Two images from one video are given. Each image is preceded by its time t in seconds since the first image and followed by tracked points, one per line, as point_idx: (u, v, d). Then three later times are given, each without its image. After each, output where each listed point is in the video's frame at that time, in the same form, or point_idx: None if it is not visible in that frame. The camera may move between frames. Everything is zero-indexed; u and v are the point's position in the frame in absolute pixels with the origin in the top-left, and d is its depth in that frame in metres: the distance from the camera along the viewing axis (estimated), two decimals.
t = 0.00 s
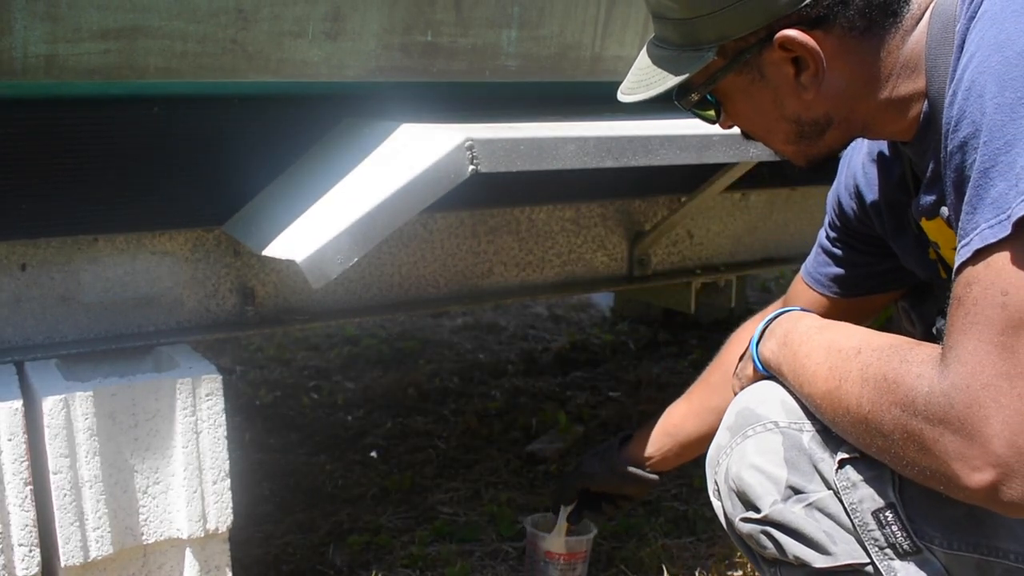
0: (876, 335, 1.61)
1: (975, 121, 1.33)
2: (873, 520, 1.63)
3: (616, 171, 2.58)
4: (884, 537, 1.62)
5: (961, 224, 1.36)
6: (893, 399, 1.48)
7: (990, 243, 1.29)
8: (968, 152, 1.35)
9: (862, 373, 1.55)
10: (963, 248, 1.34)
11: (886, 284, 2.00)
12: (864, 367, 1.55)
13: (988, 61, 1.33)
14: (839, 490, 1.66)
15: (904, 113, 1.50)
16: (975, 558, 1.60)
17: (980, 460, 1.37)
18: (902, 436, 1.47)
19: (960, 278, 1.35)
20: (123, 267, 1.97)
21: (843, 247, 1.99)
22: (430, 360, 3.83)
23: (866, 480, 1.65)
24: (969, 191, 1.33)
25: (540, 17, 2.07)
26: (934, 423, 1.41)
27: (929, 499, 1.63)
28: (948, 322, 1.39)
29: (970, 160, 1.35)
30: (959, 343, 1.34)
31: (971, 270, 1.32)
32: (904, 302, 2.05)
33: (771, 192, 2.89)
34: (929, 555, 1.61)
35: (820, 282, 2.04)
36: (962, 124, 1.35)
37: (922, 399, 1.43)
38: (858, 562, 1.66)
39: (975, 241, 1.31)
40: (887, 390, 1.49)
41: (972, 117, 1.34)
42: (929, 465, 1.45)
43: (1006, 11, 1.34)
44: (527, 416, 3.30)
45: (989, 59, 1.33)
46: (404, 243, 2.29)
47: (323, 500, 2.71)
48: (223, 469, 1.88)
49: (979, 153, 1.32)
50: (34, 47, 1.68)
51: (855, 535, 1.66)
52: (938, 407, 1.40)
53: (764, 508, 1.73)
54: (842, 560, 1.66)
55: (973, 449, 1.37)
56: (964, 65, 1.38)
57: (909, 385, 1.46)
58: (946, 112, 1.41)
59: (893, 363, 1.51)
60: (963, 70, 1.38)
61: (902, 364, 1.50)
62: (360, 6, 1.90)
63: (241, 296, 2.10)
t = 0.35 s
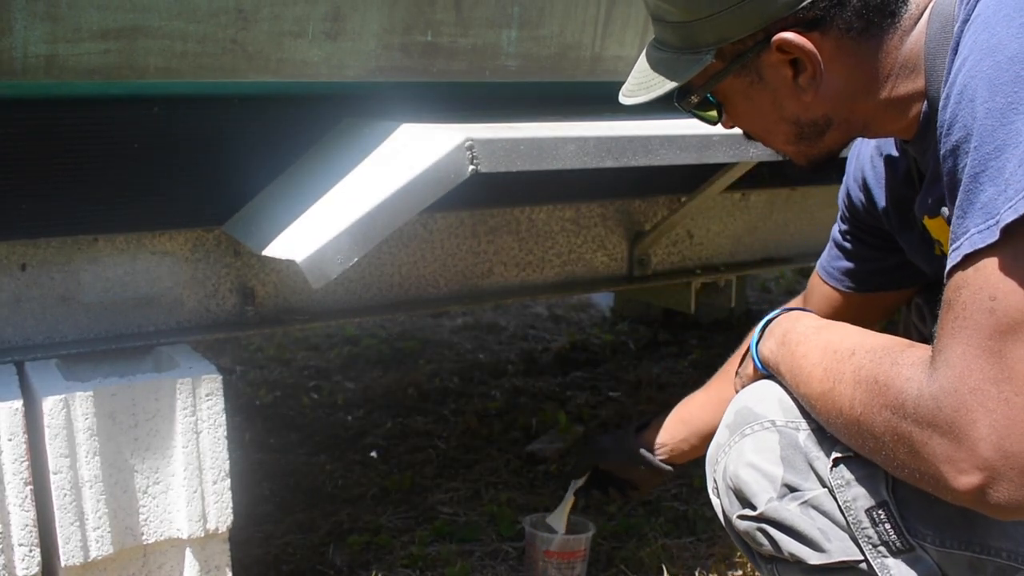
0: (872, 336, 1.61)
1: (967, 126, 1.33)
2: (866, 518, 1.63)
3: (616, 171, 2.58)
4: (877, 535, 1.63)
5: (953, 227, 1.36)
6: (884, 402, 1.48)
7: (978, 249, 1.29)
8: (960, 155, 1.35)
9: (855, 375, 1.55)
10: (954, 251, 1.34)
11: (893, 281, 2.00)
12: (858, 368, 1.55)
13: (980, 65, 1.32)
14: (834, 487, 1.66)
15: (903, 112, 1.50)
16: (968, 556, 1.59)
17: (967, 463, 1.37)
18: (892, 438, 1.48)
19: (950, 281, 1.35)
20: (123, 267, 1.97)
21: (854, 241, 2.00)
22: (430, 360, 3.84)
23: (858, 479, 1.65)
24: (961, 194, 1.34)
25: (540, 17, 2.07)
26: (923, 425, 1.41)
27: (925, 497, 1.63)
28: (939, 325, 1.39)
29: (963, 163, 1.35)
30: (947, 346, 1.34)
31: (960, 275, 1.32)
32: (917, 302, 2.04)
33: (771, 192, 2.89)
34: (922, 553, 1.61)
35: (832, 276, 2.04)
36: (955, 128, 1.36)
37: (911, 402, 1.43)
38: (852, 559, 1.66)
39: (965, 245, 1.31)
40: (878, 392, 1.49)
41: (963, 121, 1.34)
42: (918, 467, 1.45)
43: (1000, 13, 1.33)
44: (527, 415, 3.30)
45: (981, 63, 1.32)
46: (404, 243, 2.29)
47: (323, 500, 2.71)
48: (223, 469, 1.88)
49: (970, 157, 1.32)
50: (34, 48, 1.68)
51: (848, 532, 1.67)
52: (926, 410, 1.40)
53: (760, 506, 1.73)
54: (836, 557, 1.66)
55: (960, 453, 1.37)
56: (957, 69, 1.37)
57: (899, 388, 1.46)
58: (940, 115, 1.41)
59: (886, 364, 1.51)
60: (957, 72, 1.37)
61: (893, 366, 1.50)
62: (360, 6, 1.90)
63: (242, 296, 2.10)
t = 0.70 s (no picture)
0: (873, 339, 1.61)
1: (967, 133, 1.33)
2: (866, 516, 1.64)
3: (616, 171, 2.58)
4: (877, 534, 1.63)
5: (952, 235, 1.36)
6: (881, 407, 1.48)
7: (976, 257, 1.29)
8: (959, 162, 1.36)
9: (853, 379, 1.55)
10: (952, 259, 1.34)
11: (905, 283, 1.98)
12: (856, 373, 1.55)
13: (980, 71, 1.32)
14: (834, 485, 1.67)
15: (908, 117, 1.50)
16: (965, 556, 1.58)
17: (963, 470, 1.37)
18: (890, 443, 1.47)
19: (949, 286, 1.35)
20: (123, 266, 1.96)
21: (866, 241, 2.00)
22: (430, 360, 3.83)
23: (857, 479, 1.66)
24: (960, 203, 1.34)
25: (539, 16, 2.07)
26: (919, 431, 1.41)
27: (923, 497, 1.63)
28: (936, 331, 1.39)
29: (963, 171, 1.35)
30: (945, 353, 1.34)
31: (959, 282, 1.32)
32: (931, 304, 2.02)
33: (772, 192, 2.89)
34: (921, 551, 1.62)
35: (847, 278, 2.04)
36: (955, 135, 1.36)
37: (907, 407, 1.43)
38: (853, 557, 1.66)
39: (962, 254, 1.31)
40: (875, 397, 1.49)
41: (963, 128, 1.34)
42: (915, 472, 1.45)
43: (1000, 19, 1.33)
44: (527, 415, 3.29)
45: (981, 70, 1.32)
46: (404, 243, 2.29)
47: (323, 500, 2.71)
48: (223, 469, 1.88)
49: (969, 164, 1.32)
50: (34, 47, 1.67)
51: (849, 529, 1.67)
52: (922, 417, 1.40)
53: (762, 502, 1.75)
54: (837, 554, 1.67)
55: (956, 459, 1.37)
56: (958, 75, 1.37)
57: (895, 393, 1.45)
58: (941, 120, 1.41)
59: (883, 369, 1.51)
60: (957, 78, 1.37)
61: (890, 371, 1.50)
62: (360, 6, 1.90)
63: (242, 296, 2.09)
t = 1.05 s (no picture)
0: (874, 339, 1.60)
1: (968, 134, 1.32)
2: (867, 516, 1.64)
3: (615, 170, 2.58)
4: (877, 534, 1.63)
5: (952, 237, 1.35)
6: (880, 409, 1.48)
7: (977, 259, 1.28)
8: (960, 163, 1.35)
9: (854, 381, 1.55)
10: (952, 261, 1.33)
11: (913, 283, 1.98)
12: (857, 373, 1.55)
13: (982, 72, 1.31)
14: (835, 485, 1.67)
15: (911, 116, 1.50)
16: (966, 556, 1.57)
17: (961, 473, 1.37)
18: (889, 445, 1.47)
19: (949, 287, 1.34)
20: (122, 266, 1.96)
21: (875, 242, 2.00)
22: (430, 360, 3.83)
23: (856, 479, 1.66)
24: (960, 205, 1.33)
25: (540, 16, 2.06)
26: (918, 434, 1.41)
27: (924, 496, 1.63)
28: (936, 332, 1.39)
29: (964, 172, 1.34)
30: (944, 355, 1.34)
31: (960, 283, 1.31)
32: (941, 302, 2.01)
33: (772, 192, 2.88)
34: (922, 552, 1.61)
35: (860, 280, 2.04)
36: (956, 136, 1.35)
37: (907, 410, 1.42)
38: (853, 556, 1.67)
39: (962, 256, 1.30)
40: (875, 399, 1.49)
41: (964, 129, 1.33)
42: (914, 475, 1.45)
43: (1004, 20, 1.33)
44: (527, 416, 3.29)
45: (983, 71, 1.31)
46: (403, 243, 2.28)
47: (323, 501, 2.71)
48: (223, 469, 1.88)
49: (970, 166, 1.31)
50: (33, 47, 1.67)
51: (849, 529, 1.68)
52: (922, 419, 1.40)
53: (762, 503, 1.75)
54: (837, 554, 1.68)
55: (955, 462, 1.37)
56: (959, 75, 1.36)
57: (894, 396, 1.45)
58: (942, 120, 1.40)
59: (882, 370, 1.50)
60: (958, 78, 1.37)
61: (890, 373, 1.49)
62: (359, 5, 1.89)
63: (241, 296, 2.09)
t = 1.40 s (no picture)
0: (870, 342, 1.62)
1: (971, 144, 1.33)
2: (865, 514, 1.67)
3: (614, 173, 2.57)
4: (875, 531, 1.67)
5: (953, 245, 1.36)
6: (876, 417, 1.49)
7: (977, 272, 1.29)
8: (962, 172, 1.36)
9: (850, 386, 1.56)
10: (952, 269, 1.34)
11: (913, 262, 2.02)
12: (852, 379, 1.56)
13: (987, 82, 1.31)
14: (833, 484, 1.70)
15: (915, 116, 1.53)
16: (963, 553, 1.60)
17: (953, 482, 1.39)
18: (885, 451, 1.49)
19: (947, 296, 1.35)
20: (123, 267, 1.97)
21: (873, 200, 2.01)
22: (431, 360, 3.84)
23: (852, 478, 1.68)
24: (961, 215, 1.34)
25: (540, 17, 2.07)
26: (912, 442, 1.43)
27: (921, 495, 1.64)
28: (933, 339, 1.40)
29: (965, 181, 1.35)
30: (940, 365, 1.36)
31: (958, 293, 1.32)
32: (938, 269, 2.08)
33: (771, 192, 2.89)
34: (919, 548, 1.65)
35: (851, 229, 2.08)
36: (959, 144, 1.36)
37: (901, 418, 1.44)
38: (852, 552, 1.71)
39: (962, 266, 1.31)
40: (871, 406, 1.51)
41: (968, 138, 1.34)
42: (908, 481, 1.47)
43: (1012, 29, 1.32)
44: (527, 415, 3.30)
45: (988, 80, 1.31)
46: (404, 243, 2.29)
47: (323, 500, 2.72)
48: (223, 469, 1.89)
49: (971, 176, 1.32)
50: (35, 48, 1.68)
51: (847, 526, 1.71)
52: (916, 428, 1.42)
53: (762, 500, 1.78)
54: (836, 550, 1.72)
55: (947, 471, 1.39)
56: (964, 83, 1.36)
57: (889, 404, 1.47)
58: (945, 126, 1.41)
59: (878, 377, 1.52)
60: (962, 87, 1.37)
61: (885, 380, 1.50)
62: (360, 7, 1.90)
63: (242, 297, 2.10)
